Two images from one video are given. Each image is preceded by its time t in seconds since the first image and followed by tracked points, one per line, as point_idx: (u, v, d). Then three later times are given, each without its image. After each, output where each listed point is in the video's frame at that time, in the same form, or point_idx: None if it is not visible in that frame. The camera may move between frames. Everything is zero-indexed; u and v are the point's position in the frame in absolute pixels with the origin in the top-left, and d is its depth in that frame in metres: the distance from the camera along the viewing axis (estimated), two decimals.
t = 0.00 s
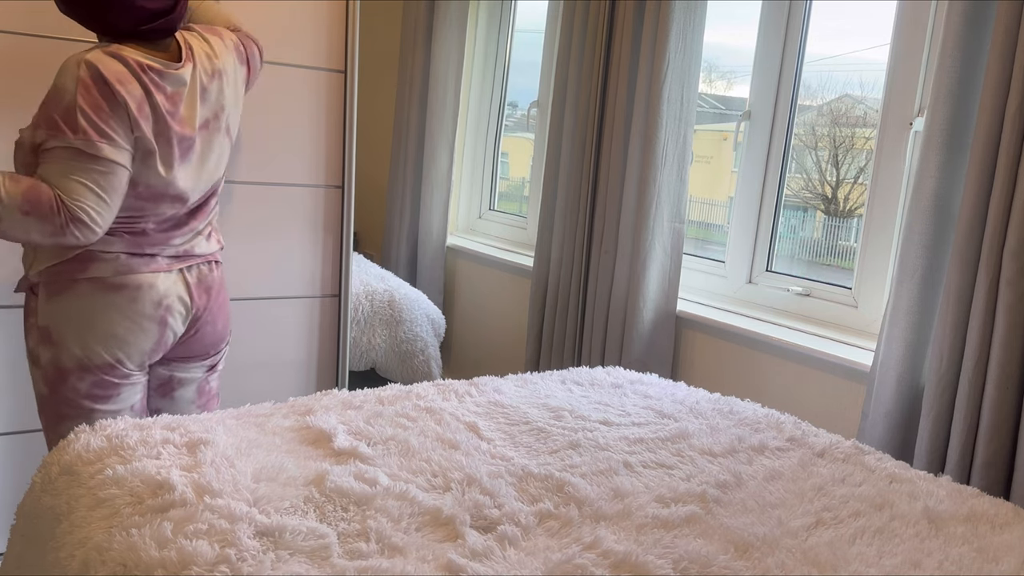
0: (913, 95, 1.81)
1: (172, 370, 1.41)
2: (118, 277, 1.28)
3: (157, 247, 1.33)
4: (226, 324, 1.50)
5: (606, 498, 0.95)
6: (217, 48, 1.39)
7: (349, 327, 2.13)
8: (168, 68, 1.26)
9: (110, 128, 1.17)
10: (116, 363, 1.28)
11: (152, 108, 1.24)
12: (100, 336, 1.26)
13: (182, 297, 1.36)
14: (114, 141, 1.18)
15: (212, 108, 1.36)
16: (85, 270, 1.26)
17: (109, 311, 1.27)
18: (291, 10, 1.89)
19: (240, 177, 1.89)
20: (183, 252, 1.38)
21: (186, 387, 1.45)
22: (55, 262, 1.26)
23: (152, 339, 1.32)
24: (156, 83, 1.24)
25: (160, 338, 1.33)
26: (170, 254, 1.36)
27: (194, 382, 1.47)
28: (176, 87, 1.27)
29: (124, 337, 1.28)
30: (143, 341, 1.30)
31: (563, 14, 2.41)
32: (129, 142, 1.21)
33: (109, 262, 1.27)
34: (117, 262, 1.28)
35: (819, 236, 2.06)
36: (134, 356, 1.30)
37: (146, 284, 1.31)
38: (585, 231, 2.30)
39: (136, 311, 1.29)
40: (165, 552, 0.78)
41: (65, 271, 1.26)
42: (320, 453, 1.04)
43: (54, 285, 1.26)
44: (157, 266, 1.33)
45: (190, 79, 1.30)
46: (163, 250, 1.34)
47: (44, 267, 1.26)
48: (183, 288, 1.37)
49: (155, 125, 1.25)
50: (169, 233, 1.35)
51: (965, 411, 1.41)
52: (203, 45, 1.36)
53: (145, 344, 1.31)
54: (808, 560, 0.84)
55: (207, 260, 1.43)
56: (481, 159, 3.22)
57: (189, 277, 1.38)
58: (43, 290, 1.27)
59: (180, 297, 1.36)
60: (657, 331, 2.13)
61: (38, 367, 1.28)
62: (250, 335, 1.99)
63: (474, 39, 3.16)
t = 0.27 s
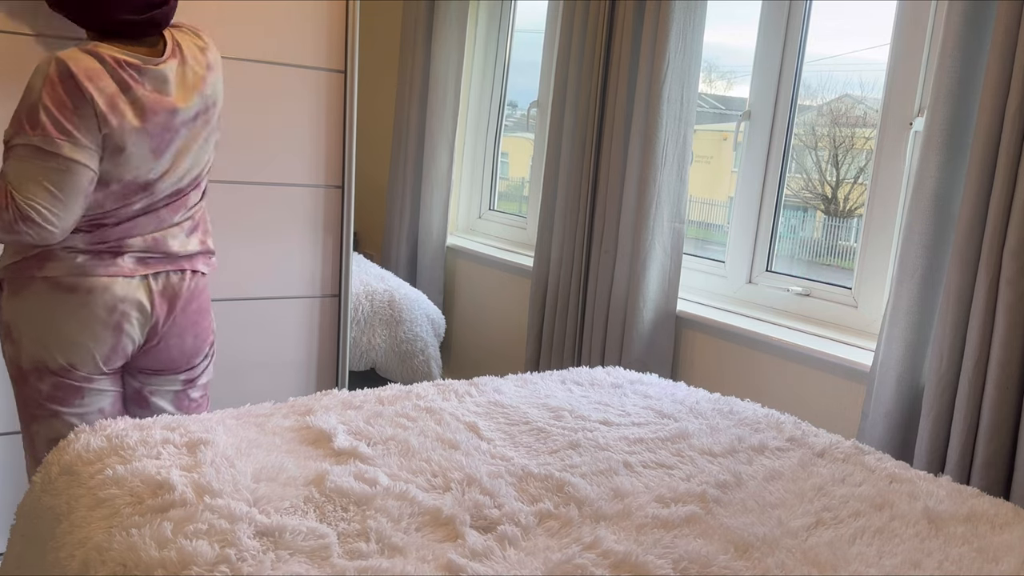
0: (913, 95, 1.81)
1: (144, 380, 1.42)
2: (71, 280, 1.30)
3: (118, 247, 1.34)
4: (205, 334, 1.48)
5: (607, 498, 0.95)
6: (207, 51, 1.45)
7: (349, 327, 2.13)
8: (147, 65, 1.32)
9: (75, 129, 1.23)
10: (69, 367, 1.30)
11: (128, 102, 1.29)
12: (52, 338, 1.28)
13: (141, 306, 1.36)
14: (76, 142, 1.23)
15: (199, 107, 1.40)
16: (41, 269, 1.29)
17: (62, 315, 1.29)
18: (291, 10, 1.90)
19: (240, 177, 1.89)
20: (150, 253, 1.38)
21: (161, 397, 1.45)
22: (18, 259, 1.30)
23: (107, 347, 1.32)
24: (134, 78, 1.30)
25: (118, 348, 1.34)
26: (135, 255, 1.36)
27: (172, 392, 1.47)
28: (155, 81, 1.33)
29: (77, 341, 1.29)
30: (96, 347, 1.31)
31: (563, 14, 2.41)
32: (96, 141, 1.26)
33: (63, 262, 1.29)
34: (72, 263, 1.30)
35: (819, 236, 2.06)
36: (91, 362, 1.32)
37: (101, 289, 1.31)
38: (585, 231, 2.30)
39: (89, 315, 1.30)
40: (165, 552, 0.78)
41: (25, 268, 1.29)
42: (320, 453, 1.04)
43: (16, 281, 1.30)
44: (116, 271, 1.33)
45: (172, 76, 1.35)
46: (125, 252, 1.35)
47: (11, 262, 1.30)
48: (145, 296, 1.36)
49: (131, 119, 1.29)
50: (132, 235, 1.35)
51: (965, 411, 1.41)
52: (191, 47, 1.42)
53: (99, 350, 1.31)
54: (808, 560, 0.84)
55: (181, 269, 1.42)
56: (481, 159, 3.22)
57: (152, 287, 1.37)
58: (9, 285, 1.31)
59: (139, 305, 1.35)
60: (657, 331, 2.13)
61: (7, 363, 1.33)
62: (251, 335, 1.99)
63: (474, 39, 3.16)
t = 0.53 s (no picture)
0: (913, 95, 1.81)
1: (120, 387, 1.37)
2: (43, 285, 1.26)
3: (90, 256, 1.31)
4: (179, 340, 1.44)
5: (607, 499, 0.95)
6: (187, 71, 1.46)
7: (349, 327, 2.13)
8: (109, 57, 1.31)
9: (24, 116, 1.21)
10: (45, 375, 1.26)
11: (83, 92, 1.27)
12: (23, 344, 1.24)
13: (115, 309, 1.32)
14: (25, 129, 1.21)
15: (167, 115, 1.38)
16: (12, 278, 1.26)
17: (35, 320, 1.25)
18: (291, 10, 1.90)
19: (240, 177, 1.90)
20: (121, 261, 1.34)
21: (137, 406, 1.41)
22: None
23: (82, 352, 1.28)
24: (93, 70, 1.28)
25: (93, 353, 1.29)
26: (108, 264, 1.33)
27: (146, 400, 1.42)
28: (117, 76, 1.32)
29: (50, 347, 1.25)
30: (70, 352, 1.27)
31: (563, 13, 2.41)
32: (48, 132, 1.23)
33: (33, 267, 1.26)
34: (43, 268, 1.27)
35: (819, 236, 2.06)
36: (66, 370, 1.27)
37: (74, 293, 1.28)
38: (585, 231, 2.30)
39: (61, 319, 1.26)
40: (165, 552, 0.78)
41: None
42: (320, 453, 1.04)
43: None
44: (88, 276, 1.30)
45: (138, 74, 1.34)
46: (97, 259, 1.31)
47: None
48: (119, 299, 1.33)
49: (84, 112, 1.27)
50: (105, 241, 1.32)
51: (965, 411, 1.41)
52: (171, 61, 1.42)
53: (73, 356, 1.27)
54: (808, 560, 0.84)
55: (155, 272, 1.40)
56: (481, 159, 3.22)
57: (127, 291, 1.34)
58: None
59: (113, 309, 1.31)
60: (657, 331, 2.13)
61: None
62: (251, 335, 1.99)
63: (474, 39, 3.16)
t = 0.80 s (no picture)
0: (913, 95, 1.81)
1: (113, 388, 1.38)
2: (28, 284, 1.26)
3: (72, 254, 1.30)
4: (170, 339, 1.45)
5: (607, 499, 0.95)
6: (181, 84, 1.43)
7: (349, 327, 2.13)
8: (91, 51, 1.30)
9: None
10: (34, 374, 1.27)
11: (53, 79, 1.25)
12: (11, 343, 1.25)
13: (103, 310, 1.32)
14: None
15: (144, 120, 1.35)
16: None
17: (22, 320, 1.26)
18: (291, 10, 1.90)
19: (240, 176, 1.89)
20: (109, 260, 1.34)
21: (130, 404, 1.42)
22: None
23: (70, 351, 1.29)
24: (68, 59, 1.27)
25: (81, 352, 1.30)
26: (94, 262, 1.32)
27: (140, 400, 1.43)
28: (96, 71, 1.29)
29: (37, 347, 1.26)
30: (57, 352, 1.28)
31: (563, 14, 2.41)
32: (15, 113, 1.21)
33: (18, 266, 1.26)
34: (27, 266, 1.27)
35: (819, 236, 2.06)
36: (54, 369, 1.28)
37: (59, 293, 1.28)
38: (585, 231, 2.30)
39: (48, 318, 1.27)
40: (165, 552, 0.78)
41: None
42: (320, 453, 1.04)
43: None
44: (72, 276, 1.29)
45: (118, 73, 1.31)
46: (81, 258, 1.31)
47: None
48: (106, 298, 1.33)
49: (50, 98, 1.24)
50: (88, 239, 1.31)
51: (965, 411, 1.41)
52: (165, 71, 1.41)
53: (61, 355, 1.28)
54: (808, 560, 0.84)
55: (145, 274, 1.40)
56: (481, 159, 3.22)
57: (115, 291, 1.34)
58: None
59: (99, 309, 1.32)
60: (657, 331, 2.13)
61: None
62: (251, 335, 1.99)
63: (474, 39, 3.16)
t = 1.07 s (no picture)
0: (913, 95, 1.81)
1: (124, 380, 1.36)
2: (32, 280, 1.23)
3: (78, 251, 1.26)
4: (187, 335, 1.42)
5: (606, 499, 0.95)
6: (208, 92, 1.39)
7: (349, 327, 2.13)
8: (117, 56, 1.27)
9: (6, 88, 1.17)
10: (39, 369, 1.25)
11: (71, 80, 1.22)
12: (13, 337, 1.22)
13: (105, 305, 1.28)
14: (6, 102, 1.17)
15: (164, 127, 1.32)
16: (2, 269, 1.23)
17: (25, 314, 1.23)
18: (291, 11, 1.90)
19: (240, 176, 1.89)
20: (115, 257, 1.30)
21: (143, 398, 1.39)
22: None
23: (75, 346, 1.26)
24: (91, 62, 1.24)
25: (87, 348, 1.27)
26: (99, 260, 1.28)
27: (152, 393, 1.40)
28: (118, 76, 1.26)
29: (39, 341, 1.23)
30: (61, 347, 1.25)
31: (563, 13, 2.41)
32: (30, 111, 1.19)
33: (22, 262, 1.23)
34: (31, 261, 1.23)
35: (819, 236, 2.06)
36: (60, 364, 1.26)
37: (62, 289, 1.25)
38: (585, 231, 2.30)
39: (51, 313, 1.24)
40: (165, 552, 0.78)
41: None
42: (320, 453, 1.04)
43: None
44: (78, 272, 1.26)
45: (142, 81, 1.28)
46: (85, 255, 1.27)
47: None
48: (110, 295, 1.29)
49: (65, 99, 1.21)
50: (94, 238, 1.28)
51: (965, 411, 1.41)
52: (193, 79, 1.36)
53: (64, 350, 1.25)
54: (808, 560, 0.84)
55: (154, 271, 1.36)
56: (481, 159, 3.22)
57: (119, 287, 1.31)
58: None
59: (102, 305, 1.28)
60: (657, 331, 2.13)
61: None
62: (251, 334, 1.99)
63: (474, 39, 3.16)
